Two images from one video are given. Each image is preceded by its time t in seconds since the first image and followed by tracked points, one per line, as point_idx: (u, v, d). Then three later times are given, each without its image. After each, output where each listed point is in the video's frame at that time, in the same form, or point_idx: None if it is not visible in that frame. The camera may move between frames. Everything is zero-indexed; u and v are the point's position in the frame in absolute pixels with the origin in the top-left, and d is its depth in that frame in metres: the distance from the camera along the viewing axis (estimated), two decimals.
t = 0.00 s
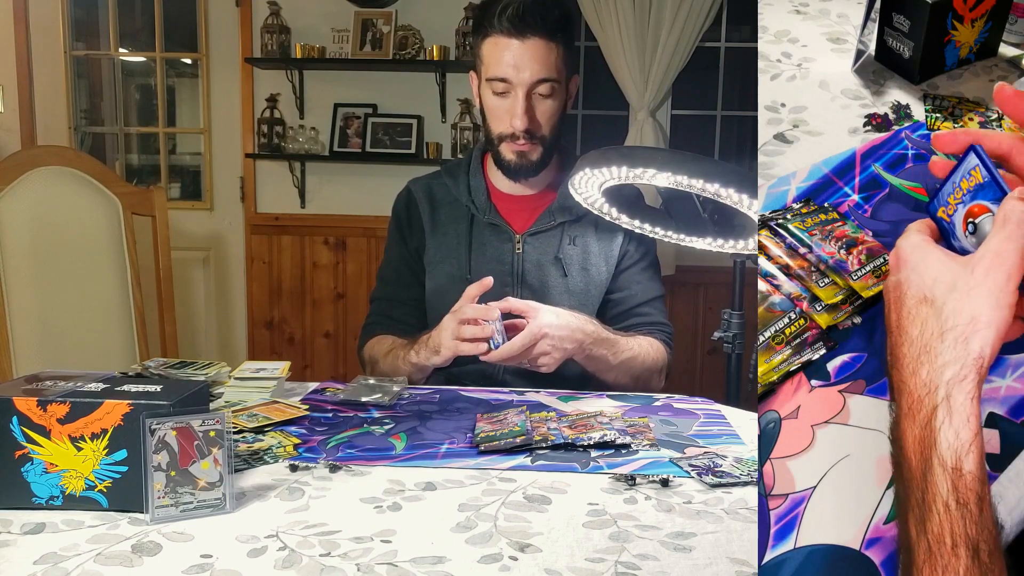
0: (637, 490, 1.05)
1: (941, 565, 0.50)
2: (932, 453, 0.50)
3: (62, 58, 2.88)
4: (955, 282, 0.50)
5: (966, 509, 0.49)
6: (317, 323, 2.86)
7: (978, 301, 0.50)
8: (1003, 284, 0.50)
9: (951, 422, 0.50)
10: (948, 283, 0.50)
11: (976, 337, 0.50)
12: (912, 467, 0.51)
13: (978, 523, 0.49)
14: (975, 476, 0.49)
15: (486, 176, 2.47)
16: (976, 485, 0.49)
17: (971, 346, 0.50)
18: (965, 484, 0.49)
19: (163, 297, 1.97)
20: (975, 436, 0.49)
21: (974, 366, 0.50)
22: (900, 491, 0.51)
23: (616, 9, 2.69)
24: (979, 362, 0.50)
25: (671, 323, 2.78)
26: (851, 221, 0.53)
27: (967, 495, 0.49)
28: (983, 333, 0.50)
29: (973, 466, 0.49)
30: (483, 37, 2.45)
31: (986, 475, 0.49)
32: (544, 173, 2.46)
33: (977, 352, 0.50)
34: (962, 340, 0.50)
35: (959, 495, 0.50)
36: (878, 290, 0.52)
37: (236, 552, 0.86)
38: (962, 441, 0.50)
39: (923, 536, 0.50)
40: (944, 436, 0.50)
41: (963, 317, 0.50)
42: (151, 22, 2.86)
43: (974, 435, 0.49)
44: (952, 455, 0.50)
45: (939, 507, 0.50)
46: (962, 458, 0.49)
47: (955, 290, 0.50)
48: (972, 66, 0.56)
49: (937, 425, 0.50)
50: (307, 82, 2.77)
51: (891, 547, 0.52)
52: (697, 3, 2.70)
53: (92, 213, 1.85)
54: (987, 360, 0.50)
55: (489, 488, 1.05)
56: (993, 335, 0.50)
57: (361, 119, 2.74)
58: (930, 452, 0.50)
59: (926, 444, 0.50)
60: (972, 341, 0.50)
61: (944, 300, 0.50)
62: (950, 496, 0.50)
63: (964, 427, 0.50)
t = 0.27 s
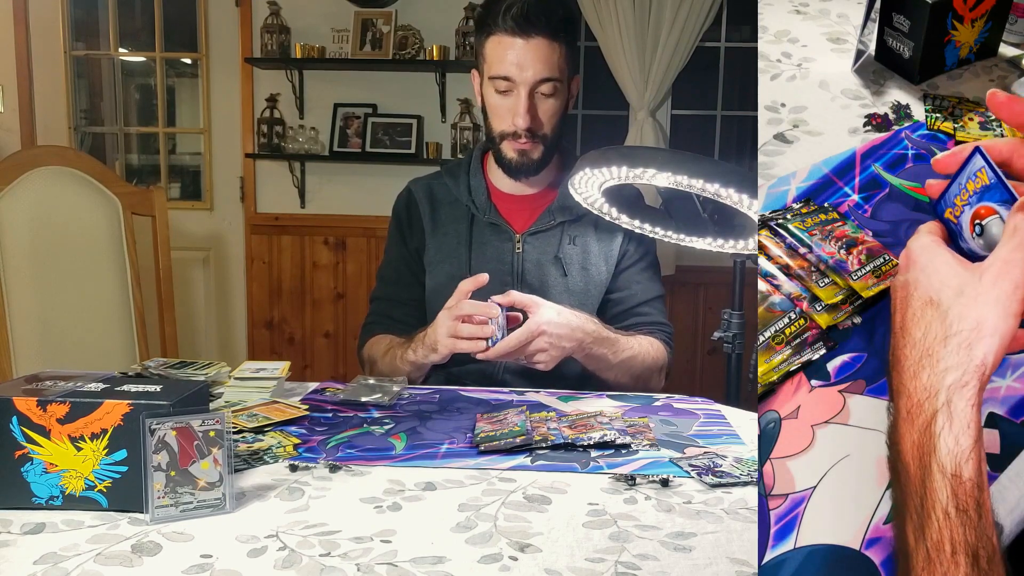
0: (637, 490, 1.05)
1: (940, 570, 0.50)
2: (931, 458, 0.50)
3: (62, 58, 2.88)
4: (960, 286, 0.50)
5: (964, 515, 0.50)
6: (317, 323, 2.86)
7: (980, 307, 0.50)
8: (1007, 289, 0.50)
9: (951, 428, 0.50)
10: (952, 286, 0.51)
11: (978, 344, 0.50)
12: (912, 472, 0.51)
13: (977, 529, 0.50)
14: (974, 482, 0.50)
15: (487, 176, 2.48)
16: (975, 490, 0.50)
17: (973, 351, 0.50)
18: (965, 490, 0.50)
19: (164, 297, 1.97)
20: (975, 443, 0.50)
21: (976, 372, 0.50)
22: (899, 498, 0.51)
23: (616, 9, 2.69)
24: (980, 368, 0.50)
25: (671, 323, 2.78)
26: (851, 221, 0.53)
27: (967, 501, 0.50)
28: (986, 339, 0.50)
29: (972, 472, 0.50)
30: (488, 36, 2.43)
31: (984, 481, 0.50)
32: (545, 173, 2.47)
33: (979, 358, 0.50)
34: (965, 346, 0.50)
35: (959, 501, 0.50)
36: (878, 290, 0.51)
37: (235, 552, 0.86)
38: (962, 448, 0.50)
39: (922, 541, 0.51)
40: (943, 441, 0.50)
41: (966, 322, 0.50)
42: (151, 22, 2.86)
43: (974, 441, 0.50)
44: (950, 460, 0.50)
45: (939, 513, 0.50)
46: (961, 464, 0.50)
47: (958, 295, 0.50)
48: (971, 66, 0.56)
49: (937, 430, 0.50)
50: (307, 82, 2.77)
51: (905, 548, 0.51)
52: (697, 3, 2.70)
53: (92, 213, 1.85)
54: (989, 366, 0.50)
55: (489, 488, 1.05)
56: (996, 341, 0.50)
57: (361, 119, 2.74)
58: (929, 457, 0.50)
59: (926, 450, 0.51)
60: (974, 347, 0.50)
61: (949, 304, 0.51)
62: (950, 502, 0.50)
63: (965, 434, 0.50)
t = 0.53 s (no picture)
0: (637, 490, 1.05)
1: (963, 561, 0.50)
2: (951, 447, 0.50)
3: (62, 58, 2.88)
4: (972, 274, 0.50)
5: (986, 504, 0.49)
6: (317, 323, 2.86)
7: (996, 295, 0.50)
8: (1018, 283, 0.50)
9: (973, 416, 0.49)
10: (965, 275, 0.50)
11: (995, 331, 0.50)
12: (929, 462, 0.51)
13: (998, 517, 0.49)
14: (997, 470, 0.49)
15: (486, 175, 2.48)
16: (997, 479, 0.49)
17: (990, 339, 0.50)
18: (987, 479, 0.49)
19: (164, 297, 1.97)
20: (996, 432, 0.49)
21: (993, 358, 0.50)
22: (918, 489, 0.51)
23: (616, 9, 2.69)
24: (998, 356, 0.50)
25: (671, 323, 2.78)
26: (851, 221, 0.53)
27: (989, 490, 0.49)
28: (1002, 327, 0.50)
29: (994, 461, 0.49)
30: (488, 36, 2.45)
31: (1005, 469, 0.49)
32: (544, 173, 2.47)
33: (996, 345, 0.50)
34: (982, 335, 0.50)
35: (981, 490, 0.49)
36: (878, 290, 0.51)
37: (235, 552, 0.86)
38: (985, 436, 0.49)
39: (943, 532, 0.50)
40: (957, 430, 0.50)
41: (981, 310, 0.50)
42: (151, 22, 2.86)
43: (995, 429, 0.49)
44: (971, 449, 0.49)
45: (962, 503, 0.50)
46: (983, 452, 0.49)
47: (971, 284, 0.50)
48: (972, 66, 0.56)
49: (956, 419, 0.50)
50: (307, 82, 2.77)
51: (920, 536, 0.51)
52: (697, 3, 2.70)
53: (92, 213, 1.85)
54: (1005, 354, 0.50)
55: (489, 488, 1.05)
56: (1011, 328, 0.50)
57: (361, 119, 2.74)
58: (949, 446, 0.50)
59: (949, 439, 0.50)
60: (991, 335, 0.50)
61: (960, 294, 0.50)
62: (973, 492, 0.49)
63: (986, 422, 0.49)
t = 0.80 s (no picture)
0: (637, 490, 1.05)
1: (1000, 535, 0.49)
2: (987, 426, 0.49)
3: (62, 58, 2.88)
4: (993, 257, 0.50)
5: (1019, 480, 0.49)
6: (317, 323, 2.86)
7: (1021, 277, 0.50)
8: None
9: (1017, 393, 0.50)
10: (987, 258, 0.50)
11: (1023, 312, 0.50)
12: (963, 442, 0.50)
13: None
14: None
15: (485, 175, 2.48)
16: None
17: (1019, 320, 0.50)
18: None
19: (164, 297, 1.97)
20: None
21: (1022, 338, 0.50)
22: (946, 470, 0.50)
23: (616, 9, 2.69)
24: None
25: (671, 323, 2.78)
26: (851, 221, 0.53)
27: None
28: None
29: None
30: (490, 32, 2.44)
31: None
32: (541, 171, 2.47)
33: None
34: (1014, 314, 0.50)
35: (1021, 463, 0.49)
36: (879, 290, 0.51)
37: (235, 552, 0.86)
38: None
39: (979, 511, 0.50)
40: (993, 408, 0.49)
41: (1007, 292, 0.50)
42: (151, 22, 2.87)
43: None
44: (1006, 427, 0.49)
45: (1002, 478, 0.49)
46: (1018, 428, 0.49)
47: (997, 263, 0.50)
48: (971, 66, 0.55)
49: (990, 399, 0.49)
50: (307, 82, 2.77)
51: (917, 534, 0.52)
52: (697, 3, 2.70)
53: (92, 213, 1.85)
54: None
55: (489, 488, 1.05)
56: None
57: (361, 119, 2.74)
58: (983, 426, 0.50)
59: (998, 417, 0.49)
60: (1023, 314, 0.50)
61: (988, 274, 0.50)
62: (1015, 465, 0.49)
63: (1017, 400, 0.49)
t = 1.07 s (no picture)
0: (637, 490, 1.05)
1: (983, 528, 0.50)
2: (964, 422, 0.50)
3: (62, 58, 2.88)
4: (976, 257, 0.51)
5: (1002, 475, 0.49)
6: (317, 323, 2.86)
7: (1000, 277, 0.50)
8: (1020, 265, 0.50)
9: (997, 389, 0.50)
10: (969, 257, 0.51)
11: (1003, 312, 0.50)
12: (942, 438, 0.50)
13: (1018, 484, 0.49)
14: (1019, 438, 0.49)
15: (481, 176, 2.48)
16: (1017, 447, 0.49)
17: (997, 320, 0.50)
18: (1010, 446, 0.49)
19: (164, 297, 1.97)
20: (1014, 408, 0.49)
21: (1001, 338, 0.50)
22: (930, 468, 0.51)
23: (616, 9, 2.68)
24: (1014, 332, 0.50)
25: (671, 323, 2.78)
26: (851, 221, 0.53)
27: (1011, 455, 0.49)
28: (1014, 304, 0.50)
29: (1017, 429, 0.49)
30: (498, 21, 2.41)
31: None
32: (539, 169, 2.47)
33: (1003, 326, 0.50)
34: (996, 314, 0.50)
35: (1004, 455, 0.49)
36: (879, 290, 0.51)
37: (236, 552, 0.86)
38: (1007, 407, 0.49)
39: (960, 504, 0.50)
40: (969, 406, 0.50)
41: (986, 292, 0.50)
42: (151, 22, 2.86)
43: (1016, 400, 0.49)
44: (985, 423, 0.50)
45: (984, 471, 0.50)
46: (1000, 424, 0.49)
47: (976, 266, 0.50)
48: (972, 66, 0.55)
49: (967, 397, 0.50)
50: (307, 82, 2.77)
51: (915, 534, 0.52)
52: (697, 3, 2.70)
53: (92, 213, 1.85)
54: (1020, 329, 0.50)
55: (489, 488, 1.05)
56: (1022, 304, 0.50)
57: (361, 119, 2.74)
58: (960, 422, 0.50)
59: (974, 412, 0.50)
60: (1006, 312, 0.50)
61: (969, 276, 0.50)
62: (996, 459, 0.49)
63: (996, 396, 0.50)
